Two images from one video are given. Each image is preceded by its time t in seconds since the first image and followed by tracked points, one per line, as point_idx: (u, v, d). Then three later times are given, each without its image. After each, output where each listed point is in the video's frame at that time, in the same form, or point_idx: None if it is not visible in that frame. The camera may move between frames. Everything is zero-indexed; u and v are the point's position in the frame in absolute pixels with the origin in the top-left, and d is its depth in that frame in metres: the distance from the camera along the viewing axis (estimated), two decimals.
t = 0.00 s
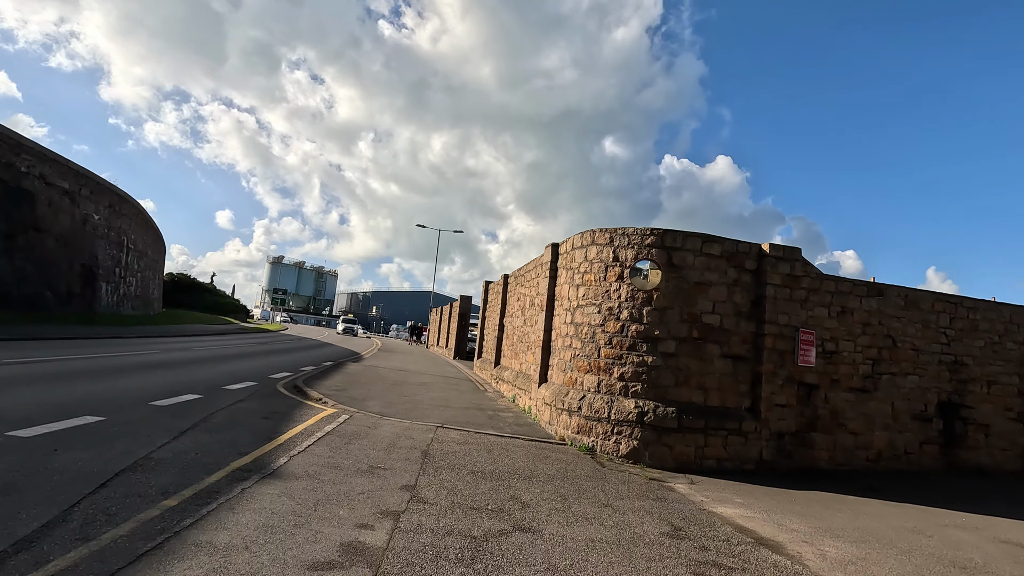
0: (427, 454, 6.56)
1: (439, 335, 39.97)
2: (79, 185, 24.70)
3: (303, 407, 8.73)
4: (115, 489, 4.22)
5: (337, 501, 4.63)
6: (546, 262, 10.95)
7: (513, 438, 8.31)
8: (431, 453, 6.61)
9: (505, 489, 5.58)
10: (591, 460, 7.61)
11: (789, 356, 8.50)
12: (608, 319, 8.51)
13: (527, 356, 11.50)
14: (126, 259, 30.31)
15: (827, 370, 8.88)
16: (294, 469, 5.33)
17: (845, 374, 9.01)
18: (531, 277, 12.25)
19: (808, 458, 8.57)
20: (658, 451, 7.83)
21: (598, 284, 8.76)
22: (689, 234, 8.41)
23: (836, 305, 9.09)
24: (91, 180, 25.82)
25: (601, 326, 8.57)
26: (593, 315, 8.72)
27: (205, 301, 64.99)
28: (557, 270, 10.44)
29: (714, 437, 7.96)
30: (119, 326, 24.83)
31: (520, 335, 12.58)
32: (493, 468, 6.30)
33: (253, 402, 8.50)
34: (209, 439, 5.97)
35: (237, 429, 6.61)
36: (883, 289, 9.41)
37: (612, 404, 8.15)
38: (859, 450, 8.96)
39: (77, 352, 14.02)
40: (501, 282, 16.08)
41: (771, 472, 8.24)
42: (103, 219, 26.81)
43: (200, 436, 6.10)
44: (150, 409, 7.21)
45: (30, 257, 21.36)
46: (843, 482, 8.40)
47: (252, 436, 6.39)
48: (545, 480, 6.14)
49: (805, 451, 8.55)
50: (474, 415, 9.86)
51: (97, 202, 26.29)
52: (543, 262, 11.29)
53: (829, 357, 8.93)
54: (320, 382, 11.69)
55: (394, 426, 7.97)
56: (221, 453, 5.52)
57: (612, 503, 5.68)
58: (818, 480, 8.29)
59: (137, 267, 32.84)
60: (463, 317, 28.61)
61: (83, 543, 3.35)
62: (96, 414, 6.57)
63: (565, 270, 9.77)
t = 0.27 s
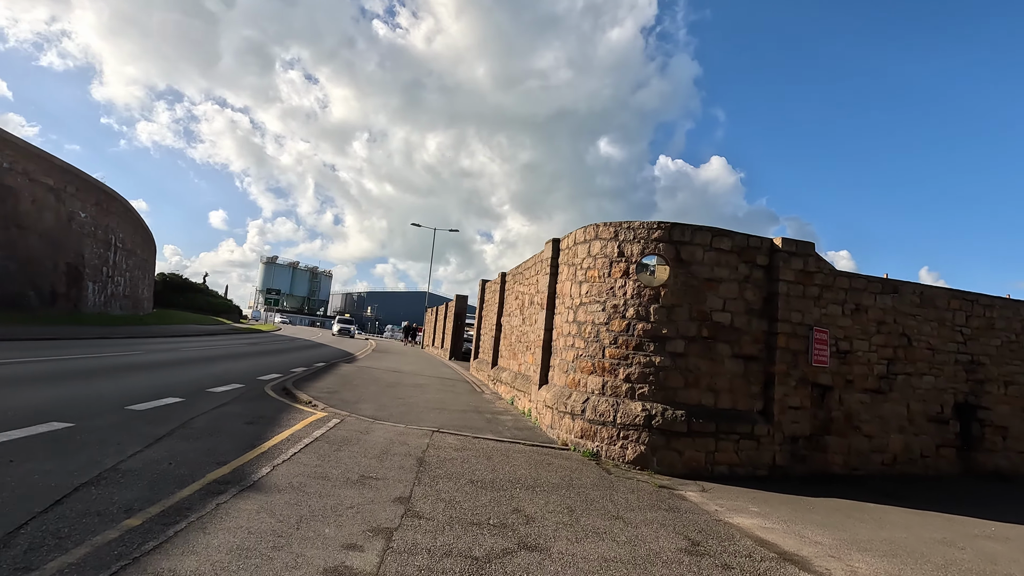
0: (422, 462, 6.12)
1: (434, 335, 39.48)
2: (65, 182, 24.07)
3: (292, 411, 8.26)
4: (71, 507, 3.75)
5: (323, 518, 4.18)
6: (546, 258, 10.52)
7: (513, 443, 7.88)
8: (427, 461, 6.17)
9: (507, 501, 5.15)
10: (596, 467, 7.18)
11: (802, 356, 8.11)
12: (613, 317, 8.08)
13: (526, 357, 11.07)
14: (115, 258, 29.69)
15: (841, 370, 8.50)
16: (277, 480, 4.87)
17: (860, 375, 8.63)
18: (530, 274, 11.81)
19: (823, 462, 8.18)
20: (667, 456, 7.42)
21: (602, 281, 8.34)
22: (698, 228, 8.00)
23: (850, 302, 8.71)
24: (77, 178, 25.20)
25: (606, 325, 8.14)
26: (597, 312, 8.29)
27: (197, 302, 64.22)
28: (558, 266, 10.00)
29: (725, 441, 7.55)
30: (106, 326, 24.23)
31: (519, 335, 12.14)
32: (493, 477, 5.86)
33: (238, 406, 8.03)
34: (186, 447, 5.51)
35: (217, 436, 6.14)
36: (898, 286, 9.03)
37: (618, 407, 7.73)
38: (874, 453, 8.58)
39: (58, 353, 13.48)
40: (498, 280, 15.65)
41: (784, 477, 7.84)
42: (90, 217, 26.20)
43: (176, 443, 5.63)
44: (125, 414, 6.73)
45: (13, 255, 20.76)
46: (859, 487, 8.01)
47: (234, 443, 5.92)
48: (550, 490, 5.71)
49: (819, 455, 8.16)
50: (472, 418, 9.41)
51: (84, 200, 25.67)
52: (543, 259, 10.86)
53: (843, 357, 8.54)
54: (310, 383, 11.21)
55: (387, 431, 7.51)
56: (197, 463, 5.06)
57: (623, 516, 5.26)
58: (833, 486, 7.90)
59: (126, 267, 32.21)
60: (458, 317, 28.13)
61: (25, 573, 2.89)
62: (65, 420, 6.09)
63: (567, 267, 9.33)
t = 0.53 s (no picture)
0: (415, 475, 5.67)
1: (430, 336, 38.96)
2: (51, 179, 23.48)
3: (278, 417, 7.79)
4: (13, 536, 3.28)
5: (303, 545, 3.71)
6: (546, 257, 10.09)
7: (512, 451, 7.43)
8: (420, 474, 5.72)
9: (508, 521, 4.71)
10: (601, 478, 6.75)
11: (817, 359, 7.70)
12: (618, 319, 7.66)
13: (525, 359, 10.63)
14: (104, 257, 29.11)
15: (856, 375, 8.10)
16: (254, 500, 4.41)
17: (875, 379, 8.23)
18: (530, 274, 11.37)
19: (838, 471, 7.76)
20: (676, 466, 6.99)
21: (607, 280, 7.90)
22: (708, 225, 7.59)
23: (865, 303, 8.31)
24: (65, 174, 24.62)
25: (610, 327, 7.71)
26: (601, 313, 7.86)
27: (189, 302, 63.47)
28: (559, 265, 9.56)
29: (736, 450, 7.13)
30: (93, 326, 23.65)
31: (518, 337, 11.70)
32: (492, 492, 5.42)
33: (219, 412, 7.54)
34: (156, 460, 5.03)
35: (192, 447, 5.66)
36: (914, 286, 8.65)
37: (623, 413, 7.30)
38: (891, 462, 8.17)
39: (38, 354, 12.96)
40: (496, 280, 15.21)
41: (798, 488, 7.43)
42: (78, 214, 25.60)
43: (146, 456, 5.15)
44: (95, 422, 6.24)
45: None
46: (876, 498, 7.60)
47: (210, 455, 5.45)
48: (554, 507, 5.27)
49: (834, 464, 7.75)
50: (468, 425, 8.95)
51: (71, 197, 25.08)
52: (543, 258, 10.42)
53: (858, 361, 8.15)
54: (299, 387, 10.72)
55: (378, 440, 7.05)
56: (166, 479, 4.59)
57: (635, 537, 4.82)
58: (849, 496, 7.49)
59: (115, 266, 31.61)
60: (454, 318, 27.64)
61: None
62: (28, 429, 5.62)
63: (569, 266, 8.90)
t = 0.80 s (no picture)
0: (406, 484, 5.22)
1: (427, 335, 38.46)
2: (38, 171, 22.94)
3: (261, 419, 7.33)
4: None
5: (274, 569, 3.25)
6: (547, 251, 9.64)
7: (511, 456, 6.98)
8: (412, 483, 5.27)
9: (507, 537, 4.26)
10: (606, 485, 6.31)
11: (834, 359, 7.27)
12: (623, 315, 7.21)
13: (525, 358, 10.18)
14: (94, 252, 28.56)
15: (874, 375, 7.67)
16: (223, 515, 3.95)
17: (894, 380, 7.81)
18: (529, 269, 10.91)
19: (856, 477, 7.34)
20: (686, 472, 6.56)
21: (611, 275, 7.46)
22: (719, 216, 7.14)
23: (883, 299, 7.88)
24: (53, 167, 24.06)
25: (616, 324, 7.27)
26: (606, 310, 7.42)
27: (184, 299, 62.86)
28: (560, 260, 9.10)
29: (749, 455, 6.70)
30: (82, 323, 23.14)
31: (517, 334, 11.25)
32: (490, 504, 4.98)
33: (198, 415, 7.06)
34: (119, 469, 4.57)
35: (163, 453, 5.19)
36: (934, 282, 8.23)
37: (629, 416, 6.86)
38: (910, 466, 7.75)
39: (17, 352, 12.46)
40: (494, 276, 14.76)
41: (814, 495, 7.00)
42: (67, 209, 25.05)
43: (109, 463, 4.69)
44: (60, 426, 5.76)
45: None
46: (896, 505, 7.18)
47: (181, 463, 4.98)
48: (556, 520, 4.83)
49: (852, 470, 7.32)
50: (465, 427, 8.50)
51: (60, 191, 24.53)
52: (543, 252, 9.97)
53: (876, 360, 7.72)
54: (288, 386, 10.24)
55: (368, 444, 6.58)
56: (127, 491, 4.13)
57: (647, 555, 4.37)
58: (868, 504, 7.07)
59: (106, 262, 31.04)
60: (452, 316, 27.14)
61: None
62: None
63: (571, 260, 8.44)
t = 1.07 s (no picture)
0: (399, 501, 4.76)
1: (426, 335, 37.96)
2: (27, 167, 22.43)
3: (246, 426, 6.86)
4: None
5: None
6: (549, 248, 9.19)
7: (513, 467, 6.52)
8: (405, 500, 4.81)
9: (511, 564, 3.80)
10: (616, 499, 5.86)
11: (857, 362, 6.82)
12: (632, 316, 6.76)
13: (526, 361, 9.73)
14: (86, 251, 28.06)
15: (898, 379, 7.23)
16: (189, 544, 3.47)
17: (919, 384, 7.36)
18: (531, 267, 10.46)
19: (880, 488, 6.89)
20: (700, 485, 6.11)
21: (620, 273, 7.01)
22: (736, 210, 6.69)
23: (907, 299, 7.44)
24: (43, 163, 23.55)
25: (624, 325, 6.82)
26: (614, 310, 6.97)
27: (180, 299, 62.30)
28: (564, 257, 8.64)
29: (768, 465, 6.25)
30: (71, 323, 22.64)
31: (518, 335, 10.80)
32: (491, 524, 4.52)
33: (178, 423, 6.58)
34: (78, 488, 4.10)
35: (131, 468, 4.71)
36: (960, 281, 7.78)
37: (640, 423, 6.41)
38: (936, 476, 7.31)
39: None
40: (494, 275, 14.31)
41: (837, 508, 6.55)
42: (57, 206, 24.54)
43: (67, 481, 4.22)
44: (23, 436, 5.29)
45: None
46: (923, 518, 6.74)
47: (150, 480, 4.50)
48: (565, 544, 4.36)
49: (876, 480, 6.87)
50: (464, 433, 8.04)
51: (50, 187, 24.02)
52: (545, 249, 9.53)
53: (900, 364, 7.28)
54: (278, 390, 9.76)
55: (359, 455, 6.11)
56: (83, 515, 3.67)
57: None
58: (894, 517, 6.62)
59: (99, 261, 30.52)
60: (450, 316, 26.68)
61: None
62: None
63: (576, 257, 7.98)
